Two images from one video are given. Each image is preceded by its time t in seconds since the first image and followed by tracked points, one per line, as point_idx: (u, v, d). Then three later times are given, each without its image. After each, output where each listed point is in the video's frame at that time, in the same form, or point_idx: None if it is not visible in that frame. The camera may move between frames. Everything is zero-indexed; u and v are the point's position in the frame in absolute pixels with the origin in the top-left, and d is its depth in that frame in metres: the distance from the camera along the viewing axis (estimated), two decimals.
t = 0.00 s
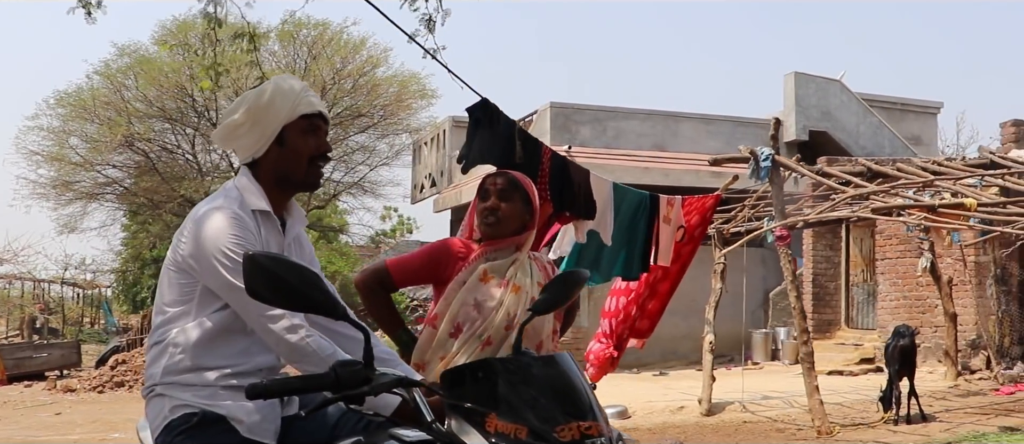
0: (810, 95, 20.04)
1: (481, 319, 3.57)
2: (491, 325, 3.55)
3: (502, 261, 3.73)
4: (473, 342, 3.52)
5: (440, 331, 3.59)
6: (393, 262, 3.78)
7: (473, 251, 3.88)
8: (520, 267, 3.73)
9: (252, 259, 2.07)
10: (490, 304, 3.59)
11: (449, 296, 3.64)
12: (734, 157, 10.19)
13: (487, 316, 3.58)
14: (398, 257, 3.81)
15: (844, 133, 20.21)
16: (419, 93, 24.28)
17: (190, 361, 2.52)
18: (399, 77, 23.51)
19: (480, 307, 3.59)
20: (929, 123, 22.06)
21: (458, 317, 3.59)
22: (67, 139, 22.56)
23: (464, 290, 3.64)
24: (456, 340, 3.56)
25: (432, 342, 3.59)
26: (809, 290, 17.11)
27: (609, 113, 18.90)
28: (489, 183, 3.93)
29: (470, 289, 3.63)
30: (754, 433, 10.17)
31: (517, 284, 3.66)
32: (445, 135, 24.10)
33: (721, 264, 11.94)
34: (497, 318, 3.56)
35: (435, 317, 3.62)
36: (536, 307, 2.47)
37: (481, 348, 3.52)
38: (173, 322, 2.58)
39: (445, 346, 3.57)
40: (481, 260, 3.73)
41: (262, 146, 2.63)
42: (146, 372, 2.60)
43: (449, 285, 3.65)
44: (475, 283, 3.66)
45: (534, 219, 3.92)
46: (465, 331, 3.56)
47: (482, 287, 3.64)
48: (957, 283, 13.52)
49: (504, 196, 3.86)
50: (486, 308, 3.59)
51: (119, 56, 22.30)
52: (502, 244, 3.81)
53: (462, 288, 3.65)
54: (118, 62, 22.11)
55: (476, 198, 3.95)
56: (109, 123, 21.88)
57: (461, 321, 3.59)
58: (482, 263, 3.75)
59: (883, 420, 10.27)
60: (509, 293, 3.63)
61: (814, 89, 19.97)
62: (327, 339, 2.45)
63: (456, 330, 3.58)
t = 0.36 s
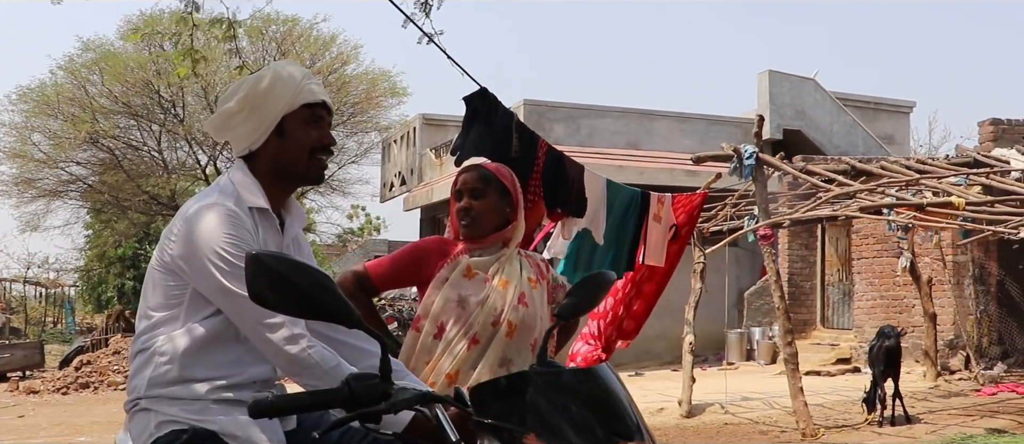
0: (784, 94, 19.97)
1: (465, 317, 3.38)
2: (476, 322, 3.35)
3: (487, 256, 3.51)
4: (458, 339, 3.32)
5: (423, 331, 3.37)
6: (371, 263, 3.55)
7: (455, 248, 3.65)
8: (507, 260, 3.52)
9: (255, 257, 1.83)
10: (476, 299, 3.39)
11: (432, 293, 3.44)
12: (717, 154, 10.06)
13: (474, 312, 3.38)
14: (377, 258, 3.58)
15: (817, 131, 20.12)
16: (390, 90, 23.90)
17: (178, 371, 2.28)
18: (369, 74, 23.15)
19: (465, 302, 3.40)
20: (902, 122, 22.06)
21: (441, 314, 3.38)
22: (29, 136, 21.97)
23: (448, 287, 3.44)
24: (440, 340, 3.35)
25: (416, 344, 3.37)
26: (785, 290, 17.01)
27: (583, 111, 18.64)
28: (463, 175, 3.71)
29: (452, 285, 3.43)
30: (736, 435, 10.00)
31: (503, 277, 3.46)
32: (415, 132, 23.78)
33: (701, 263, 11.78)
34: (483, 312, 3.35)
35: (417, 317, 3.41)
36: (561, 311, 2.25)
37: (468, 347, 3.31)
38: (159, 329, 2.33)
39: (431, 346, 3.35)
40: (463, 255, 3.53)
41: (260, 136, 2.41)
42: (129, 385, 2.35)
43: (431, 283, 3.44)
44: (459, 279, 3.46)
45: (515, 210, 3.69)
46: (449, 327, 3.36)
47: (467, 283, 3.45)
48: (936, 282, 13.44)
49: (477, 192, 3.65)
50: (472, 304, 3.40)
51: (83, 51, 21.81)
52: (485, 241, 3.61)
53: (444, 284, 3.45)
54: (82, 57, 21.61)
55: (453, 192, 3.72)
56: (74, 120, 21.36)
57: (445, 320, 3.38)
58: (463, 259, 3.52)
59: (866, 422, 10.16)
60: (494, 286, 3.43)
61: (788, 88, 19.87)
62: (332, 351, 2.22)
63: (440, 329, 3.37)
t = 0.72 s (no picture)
0: (769, 94, 19.92)
1: (473, 319, 3.19)
2: (485, 323, 3.18)
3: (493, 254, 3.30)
4: (466, 342, 3.17)
5: (430, 334, 3.21)
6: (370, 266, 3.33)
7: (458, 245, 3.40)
8: (514, 257, 3.30)
9: (289, 254, 1.69)
10: (483, 299, 3.21)
11: (435, 297, 3.24)
12: (711, 153, 9.97)
13: (481, 313, 3.20)
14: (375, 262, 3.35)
15: (803, 132, 20.10)
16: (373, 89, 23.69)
17: (195, 378, 2.15)
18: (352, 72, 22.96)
19: (472, 303, 3.20)
20: (885, 123, 22.07)
21: (447, 316, 3.21)
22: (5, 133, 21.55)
23: (453, 289, 3.23)
24: (447, 344, 3.20)
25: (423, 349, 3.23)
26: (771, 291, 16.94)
27: (569, 110, 18.54)
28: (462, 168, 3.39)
29: (458, 286, 3.22)
30: (730, 437, 9.93)
31: (512, 274, 3.25)
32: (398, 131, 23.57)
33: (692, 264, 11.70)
34: (491, 313, 3.18)
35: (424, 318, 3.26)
36: (609, 312, 2.17)
37: (477, 350, 3.16)
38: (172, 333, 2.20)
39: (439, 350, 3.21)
40: (468, 252, 3.31)
41: (285, 127, 2.28)
42: (140, 392, 2.22)
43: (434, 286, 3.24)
44: (464, 279, 3.25)
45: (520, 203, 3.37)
46: (456, 330, 3.19)
47: (473, 283, 3.24)
48: (925, 283, 13.37)
49: (477, 188, 3.31)
50: (479, 305, 3.20)
51: (61, 47, 21.45)
52: (490, 240, 3.33)
53: (448, 287, 3.24)
54: (60, 53, 21.24)
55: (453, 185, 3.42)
56: (51, 117, 20.98)
57: (451, 321, 3.21)
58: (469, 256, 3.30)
59: (859, 423, 10.11)
60: (503, 285, 3.22)
61: (774, 89, 19.83)
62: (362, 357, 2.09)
63: (448, 332, 3.21)
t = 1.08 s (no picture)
0: (699, 96, 20.04)
1: (441, 331, 3.07)
2: (455, 334, 3.07)
3: (451, 264, 3.18)
4: (436, 354, 3.05)
5: (395, 348, 3.08)
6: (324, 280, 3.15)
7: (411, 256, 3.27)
8: (473, 268, 3.21)
9: (260, 274, 1.65)
10: (450, 310, 3.09)
11: (399, 309, 3.11)
12: (647, 157, 9.96)
13: (450, 324, 3.08)
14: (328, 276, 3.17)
15: (731, 134, 20.26)
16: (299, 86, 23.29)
17: (149, 404, 2.01)
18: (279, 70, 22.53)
19: (438, 315, 3.08)
20: (810, 126, 22.37)
21: (413, 328, 3.08)
22: None
23: (417, 301, 3.10)
24: (414, 358, 3.07)
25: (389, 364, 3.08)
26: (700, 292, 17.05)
27: (500, 111, 18.27)
28: (415, 175, 3.24)
29: (422, 298, 3.09)
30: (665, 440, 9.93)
31: (474, 285, 3.16)
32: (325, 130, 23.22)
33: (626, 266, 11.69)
34: (461, 322, 3.08)
35: (387, 332, 3.11)
36: (584, 331, 2.12)
37: (448, 362, 3.05)
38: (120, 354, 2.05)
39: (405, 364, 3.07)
40: (426, 263, 3.18)
41: (246, 134, 2.16)
42: (88, 418, 2.07)
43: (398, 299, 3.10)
44: (426, 291, 3.11)
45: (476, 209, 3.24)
46: (425, 342, 3.06)
47: (437, 294, 3.11)
48: (853, 285, 13.50)
49: (433, 198, 3.16)
50: (447, 316, 3.08)
51: None
52: (448, 248, 3.22)
53: (411, 299, 3.11)
54: None
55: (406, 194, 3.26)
56: None
57: (418, 334, 3.08)
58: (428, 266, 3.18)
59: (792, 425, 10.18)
60: (467, 296, 3.13)
61: (704, 91, 19.97)
62: (322, 383, 1.95)
63: (414, 345, 3.08)
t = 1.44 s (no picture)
0: (679, 98, 19.95)
1: (437, 362, 2.88)
2: (450, 364, 2.89)
3: (436, 288, 2.99)
4: (432, 386, 2.84)
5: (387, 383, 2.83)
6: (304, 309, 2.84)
7: (397, 281, 3.04)
8: (457, 293, 3.04)
9: (239, 326, 1.60)
10: (445, 339, 2.91)
11: (391, 339, 2.89)
12: (630, 161, 9.84)
13: (445, 354, 2.89)
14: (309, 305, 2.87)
15: (711, 136, 20.17)
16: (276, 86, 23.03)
17: None
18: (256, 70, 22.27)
19: (432, 345, 2.89)
20: (790, 128, 22.33)
21: (406, 358, 2.87)
22: None
23: (409, 331, 2.90)
24: (407, 390, 2.86)
25: (380, 398, 2.84)
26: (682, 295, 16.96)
27: (479, 112, 18.12)
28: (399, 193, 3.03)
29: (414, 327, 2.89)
30: None
31: (463, 312, 2.99)
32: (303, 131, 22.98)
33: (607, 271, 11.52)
34: (456, 351, 2.90)
35: (376, 363, 2.88)
36: (579, 373, 1.99)
37: (442, 394, 2.85)
38: (81, 403, 1.87)
39: (397, 396, 2.85)
40: (413, 288, 2.96)
41: (223, 163, 2.02)
42: None
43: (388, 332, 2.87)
44: (416, 318, 2.91)
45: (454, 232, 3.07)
46: (419, 374, 2.86)
47: (428, 323, 2.92)
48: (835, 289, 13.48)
49: (431, 213, 2.99)
50: (441, 346, 2.90)
51: None
52: (430, 271, 3.01)
53: (400, 328, 2.91)
54: None
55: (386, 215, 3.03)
56: None
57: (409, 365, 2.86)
58: (412, 291, 2.97)
59: (774, 432, 10.06)
60: (458, 324, 2.95)
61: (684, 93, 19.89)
62: None
63: (407, 377, 2.86)
